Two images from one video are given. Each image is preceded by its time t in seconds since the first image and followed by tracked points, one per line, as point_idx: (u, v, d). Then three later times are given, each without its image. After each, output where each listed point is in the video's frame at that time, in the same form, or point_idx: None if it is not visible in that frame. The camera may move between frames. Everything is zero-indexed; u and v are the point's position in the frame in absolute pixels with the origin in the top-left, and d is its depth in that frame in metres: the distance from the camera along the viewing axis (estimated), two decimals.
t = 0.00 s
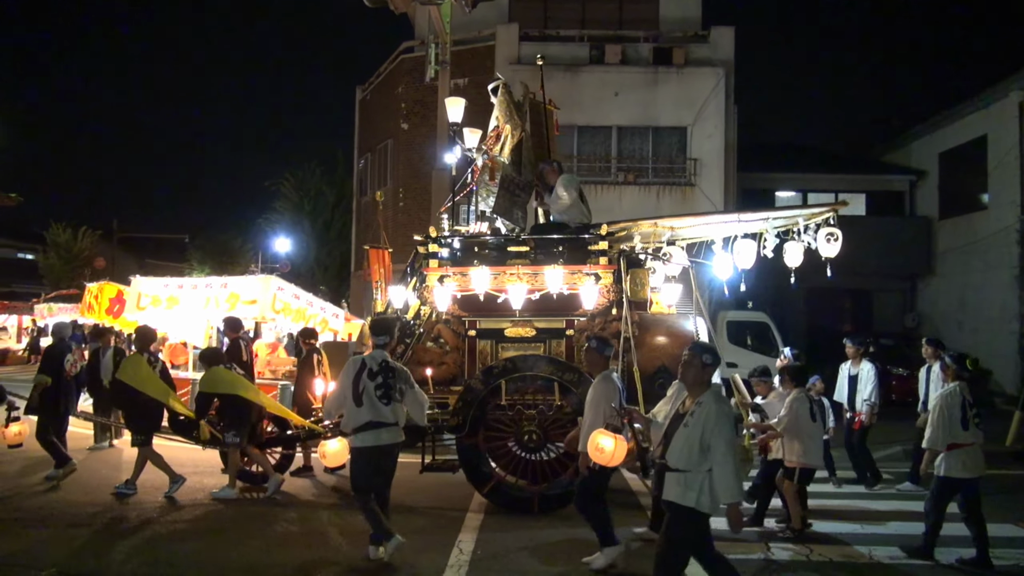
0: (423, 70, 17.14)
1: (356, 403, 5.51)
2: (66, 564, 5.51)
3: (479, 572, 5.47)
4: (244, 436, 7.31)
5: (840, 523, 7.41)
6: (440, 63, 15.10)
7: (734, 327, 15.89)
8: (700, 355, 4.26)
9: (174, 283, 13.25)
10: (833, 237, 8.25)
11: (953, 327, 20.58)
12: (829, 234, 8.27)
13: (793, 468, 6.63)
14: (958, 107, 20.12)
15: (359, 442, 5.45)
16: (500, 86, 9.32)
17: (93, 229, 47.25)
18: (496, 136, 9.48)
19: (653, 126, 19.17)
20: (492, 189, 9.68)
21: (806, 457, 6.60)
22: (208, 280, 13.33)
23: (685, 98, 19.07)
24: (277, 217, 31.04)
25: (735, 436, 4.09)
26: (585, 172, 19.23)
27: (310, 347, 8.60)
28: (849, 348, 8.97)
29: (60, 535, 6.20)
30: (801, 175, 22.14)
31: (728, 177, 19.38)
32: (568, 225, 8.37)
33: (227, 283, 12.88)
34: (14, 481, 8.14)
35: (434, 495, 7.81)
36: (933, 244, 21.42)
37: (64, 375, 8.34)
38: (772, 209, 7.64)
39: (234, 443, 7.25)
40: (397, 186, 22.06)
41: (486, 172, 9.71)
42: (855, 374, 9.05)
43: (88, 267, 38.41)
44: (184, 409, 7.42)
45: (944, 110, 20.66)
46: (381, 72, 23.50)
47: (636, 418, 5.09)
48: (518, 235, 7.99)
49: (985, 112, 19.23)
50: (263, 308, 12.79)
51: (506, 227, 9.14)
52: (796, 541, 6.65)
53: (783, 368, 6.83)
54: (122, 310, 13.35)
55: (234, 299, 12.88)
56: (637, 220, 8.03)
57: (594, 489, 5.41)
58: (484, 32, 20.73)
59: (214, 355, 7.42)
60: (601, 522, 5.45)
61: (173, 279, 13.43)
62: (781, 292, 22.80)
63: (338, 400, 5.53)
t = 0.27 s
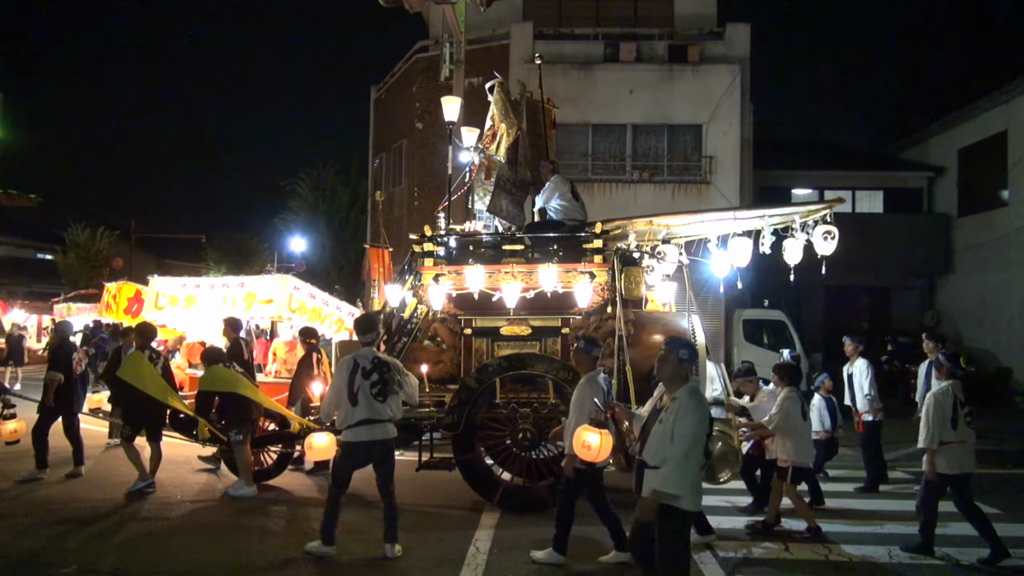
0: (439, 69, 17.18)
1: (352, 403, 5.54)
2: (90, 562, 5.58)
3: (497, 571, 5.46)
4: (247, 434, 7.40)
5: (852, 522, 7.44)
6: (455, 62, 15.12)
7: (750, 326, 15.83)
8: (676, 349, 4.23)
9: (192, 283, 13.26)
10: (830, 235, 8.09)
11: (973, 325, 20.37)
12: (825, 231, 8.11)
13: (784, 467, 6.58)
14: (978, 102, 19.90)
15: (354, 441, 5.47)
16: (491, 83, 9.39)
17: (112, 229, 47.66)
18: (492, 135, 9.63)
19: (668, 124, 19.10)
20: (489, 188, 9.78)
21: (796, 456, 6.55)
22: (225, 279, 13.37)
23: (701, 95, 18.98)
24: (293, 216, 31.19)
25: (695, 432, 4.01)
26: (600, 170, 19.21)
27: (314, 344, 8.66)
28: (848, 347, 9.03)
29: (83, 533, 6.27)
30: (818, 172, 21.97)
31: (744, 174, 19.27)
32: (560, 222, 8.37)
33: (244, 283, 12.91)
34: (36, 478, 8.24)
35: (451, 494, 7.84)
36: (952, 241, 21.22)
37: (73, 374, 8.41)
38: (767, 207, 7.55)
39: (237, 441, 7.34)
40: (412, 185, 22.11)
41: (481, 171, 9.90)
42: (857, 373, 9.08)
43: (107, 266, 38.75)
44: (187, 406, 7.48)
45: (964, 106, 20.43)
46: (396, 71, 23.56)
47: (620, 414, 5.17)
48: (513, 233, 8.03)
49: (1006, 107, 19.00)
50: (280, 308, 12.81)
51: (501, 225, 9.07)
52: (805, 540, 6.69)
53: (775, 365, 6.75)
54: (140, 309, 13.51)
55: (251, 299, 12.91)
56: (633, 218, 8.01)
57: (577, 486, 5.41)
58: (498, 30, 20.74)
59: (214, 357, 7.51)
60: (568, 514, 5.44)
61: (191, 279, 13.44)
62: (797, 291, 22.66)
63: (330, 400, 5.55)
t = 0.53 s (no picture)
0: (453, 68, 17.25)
1: (335, 401, 5.58)
2: (111, 557, 5.62)
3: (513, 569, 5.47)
4: (243, 433, 7.41)
5: (864, 522, 7.46)
6: (469, 62, 15.15)
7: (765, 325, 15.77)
8: (643, 350, 4.09)
9: (208, 282, 13.39)
10: (824, 235, 7.99)
11: (992, 324, 20.16)
12: (819, 230, 8.02)
13: (772, 464, 6.66)
14: (997, 99, 19.71)
15: (337, 439, 5.52)
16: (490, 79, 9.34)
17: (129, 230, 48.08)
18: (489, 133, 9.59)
19: (682, 122, 19.03)
20: (485, 187, 9.81)
21: (787, 453, 6.65)
22: (240, 279, 13.47)
23: (715, 93, 18.92)
24: (307, 216, 31.34)
25: (657, 432, 3.86)
26: (614, 169, 19.18)
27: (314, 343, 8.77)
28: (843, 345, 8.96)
29: (102, 529, 6.32)
30: (834, 170, 21.84)
31: (759, 172, 19.18)
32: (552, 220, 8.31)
33: (259, 283, 13.02)
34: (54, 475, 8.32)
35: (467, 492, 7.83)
36: (970, 240, 21.02)
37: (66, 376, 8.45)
38: (759, 205, 7.52)
39: (233, 439, 7.36)
40: (426, 184, 22.16)
41: (478, 170, 9.92)
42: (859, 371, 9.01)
43: (124, 266, 39.09)
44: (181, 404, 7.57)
45: (982, 103, 20.24)
46: (409, 71, 23.65)
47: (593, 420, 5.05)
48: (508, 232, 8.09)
49: None
50: (295, 307, 12.92)
51: (498, 224, 9.28)
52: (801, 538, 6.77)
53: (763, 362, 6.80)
54: (157, 309, 13.59)
55: (266, 299, 13.02)
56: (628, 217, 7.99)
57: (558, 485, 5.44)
58: (511, 30, 20.76)
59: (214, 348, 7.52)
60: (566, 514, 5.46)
61: (207, 279, 13.58)
62: (812, 289, 22.52)
63: (313, 400, 5.60)
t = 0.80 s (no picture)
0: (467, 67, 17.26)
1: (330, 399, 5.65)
2: (128, 554, 5.64)
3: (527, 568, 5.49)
4: (236, 428, 7.46)
5: (878, 522, 7.46)
6: (482, 61, 15.17)
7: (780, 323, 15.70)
8: (604, 344, 4.24)
9: (222, 282, 13.49)
10: (819, 230, 8.05)
11: (1010, 323, 19.98)
12: (813, 225, 8.05)
13: (759, 464, 6.56)
14: (1015, 96, 19.53)
15: (334, 437, 5.58)
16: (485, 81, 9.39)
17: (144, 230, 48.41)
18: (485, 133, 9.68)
19: (695, 121, 18.95)
20: (480, 186, 9.64)
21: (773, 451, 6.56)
22: (254, 279, 13.59)
23: (729, 91, 18.85)
24: (321, 216, 31.46)
25: (622, 428, 3.99)
26: (627, 168, 19.15)
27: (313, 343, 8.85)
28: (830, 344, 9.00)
29: (120, 527, 6.35)
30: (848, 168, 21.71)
31: (774, 171, 19.09)
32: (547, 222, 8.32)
33: (274, 283, 13.15)
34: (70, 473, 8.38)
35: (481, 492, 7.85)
36: (988, 238, 20.83)
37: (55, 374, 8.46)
38: (753, 203, 7.54)
39: (226, 434, 7.41)
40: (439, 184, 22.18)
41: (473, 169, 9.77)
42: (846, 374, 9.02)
43: (139, 266, 39.35)
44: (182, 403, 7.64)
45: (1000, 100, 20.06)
46: (422, 71, 23.72)
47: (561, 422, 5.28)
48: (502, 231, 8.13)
49: None
50: (309, 306, 13.06)
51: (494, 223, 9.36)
52: (803, 538, 6.74)
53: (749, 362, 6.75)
54: (172, 308, 13.67)
55: (281, 298, 13.15)
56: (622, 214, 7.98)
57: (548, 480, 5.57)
58: (524, 29, 20.75)
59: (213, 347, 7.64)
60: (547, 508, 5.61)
61: (221, 278, 13.68)
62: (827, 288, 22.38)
63: (308, 399, 5.62)
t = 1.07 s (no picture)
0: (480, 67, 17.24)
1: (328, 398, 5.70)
2: (146, 554, 5.68)
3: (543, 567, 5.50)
4: (237, 428, 7.54)
5: (895, 522, 7.44)
6: (494, 61, 15.21)
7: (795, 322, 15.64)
8: (572, 345, 4.23)
9: (238, 282, 13.59)
10: (815, 230, 7.95)
11: None
12: (810, 226, 7.95)
13: (752, 465, 6.51)
14: None
15: (329, 436, 5.65)
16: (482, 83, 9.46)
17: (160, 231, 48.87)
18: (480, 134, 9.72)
19: (709, 119, 18.88)
20: (477, 186, 9.69)
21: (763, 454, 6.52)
22: (268, 279, 13.69)
23: (743, 90, 18.77)
24: (335, 217, 31.63)
25: (604, 423, 3.99)
26: (640, 167, 19.12)
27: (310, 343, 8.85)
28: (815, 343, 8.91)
29: (138, 526, 6.40)
30: (863, 166, 21.55)
31: (789, 169, 18.99)
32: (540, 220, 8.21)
33: (289, 283, 13.24)
34: (86, 473, 8.46)
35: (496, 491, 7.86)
36: (1007, 236, 20.61)
37: (58, 375, 8.62)
38: (749, 202, 7.46)
39: (227, 434, 7.48)
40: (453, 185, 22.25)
41: (469, 170, 9.79)
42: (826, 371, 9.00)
43: (156, 267, 39.70)
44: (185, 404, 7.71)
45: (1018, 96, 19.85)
46: (435, 71, 23.79)
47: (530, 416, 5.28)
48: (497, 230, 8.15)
49: None
50: (324, 306, 13.18)
51: (491, 223, 9.44)
52: (818, 540, 6.76)
53: (744, 360, 6.64)
54: (188, 309, 13.78)
55: (296, 298, 13.24)
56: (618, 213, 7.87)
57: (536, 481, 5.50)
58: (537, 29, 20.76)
59: (216, 351, 7.75)
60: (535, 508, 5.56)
61: (237, 279, 13.79)
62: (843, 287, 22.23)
63: (305, 397, 5.65)
